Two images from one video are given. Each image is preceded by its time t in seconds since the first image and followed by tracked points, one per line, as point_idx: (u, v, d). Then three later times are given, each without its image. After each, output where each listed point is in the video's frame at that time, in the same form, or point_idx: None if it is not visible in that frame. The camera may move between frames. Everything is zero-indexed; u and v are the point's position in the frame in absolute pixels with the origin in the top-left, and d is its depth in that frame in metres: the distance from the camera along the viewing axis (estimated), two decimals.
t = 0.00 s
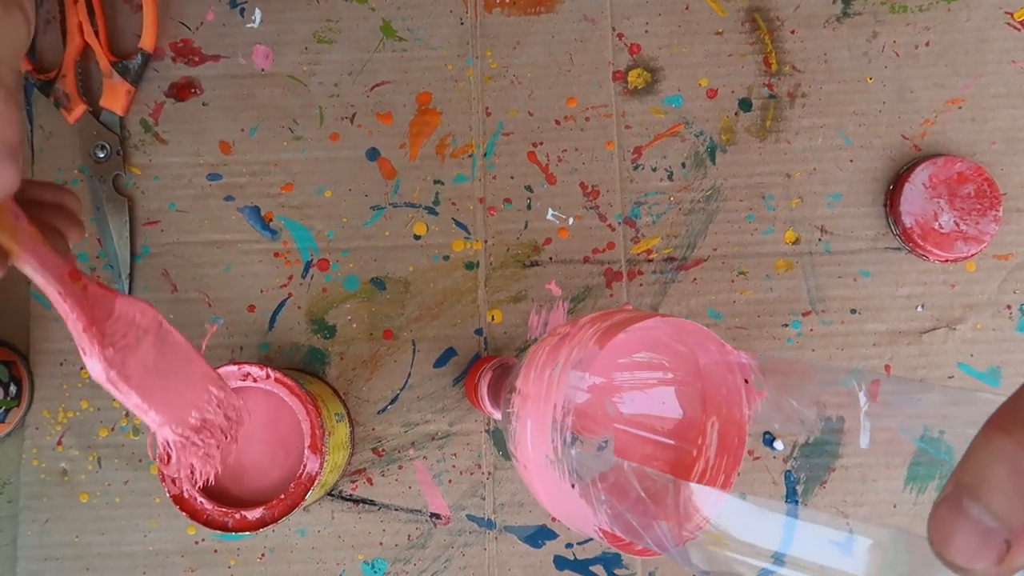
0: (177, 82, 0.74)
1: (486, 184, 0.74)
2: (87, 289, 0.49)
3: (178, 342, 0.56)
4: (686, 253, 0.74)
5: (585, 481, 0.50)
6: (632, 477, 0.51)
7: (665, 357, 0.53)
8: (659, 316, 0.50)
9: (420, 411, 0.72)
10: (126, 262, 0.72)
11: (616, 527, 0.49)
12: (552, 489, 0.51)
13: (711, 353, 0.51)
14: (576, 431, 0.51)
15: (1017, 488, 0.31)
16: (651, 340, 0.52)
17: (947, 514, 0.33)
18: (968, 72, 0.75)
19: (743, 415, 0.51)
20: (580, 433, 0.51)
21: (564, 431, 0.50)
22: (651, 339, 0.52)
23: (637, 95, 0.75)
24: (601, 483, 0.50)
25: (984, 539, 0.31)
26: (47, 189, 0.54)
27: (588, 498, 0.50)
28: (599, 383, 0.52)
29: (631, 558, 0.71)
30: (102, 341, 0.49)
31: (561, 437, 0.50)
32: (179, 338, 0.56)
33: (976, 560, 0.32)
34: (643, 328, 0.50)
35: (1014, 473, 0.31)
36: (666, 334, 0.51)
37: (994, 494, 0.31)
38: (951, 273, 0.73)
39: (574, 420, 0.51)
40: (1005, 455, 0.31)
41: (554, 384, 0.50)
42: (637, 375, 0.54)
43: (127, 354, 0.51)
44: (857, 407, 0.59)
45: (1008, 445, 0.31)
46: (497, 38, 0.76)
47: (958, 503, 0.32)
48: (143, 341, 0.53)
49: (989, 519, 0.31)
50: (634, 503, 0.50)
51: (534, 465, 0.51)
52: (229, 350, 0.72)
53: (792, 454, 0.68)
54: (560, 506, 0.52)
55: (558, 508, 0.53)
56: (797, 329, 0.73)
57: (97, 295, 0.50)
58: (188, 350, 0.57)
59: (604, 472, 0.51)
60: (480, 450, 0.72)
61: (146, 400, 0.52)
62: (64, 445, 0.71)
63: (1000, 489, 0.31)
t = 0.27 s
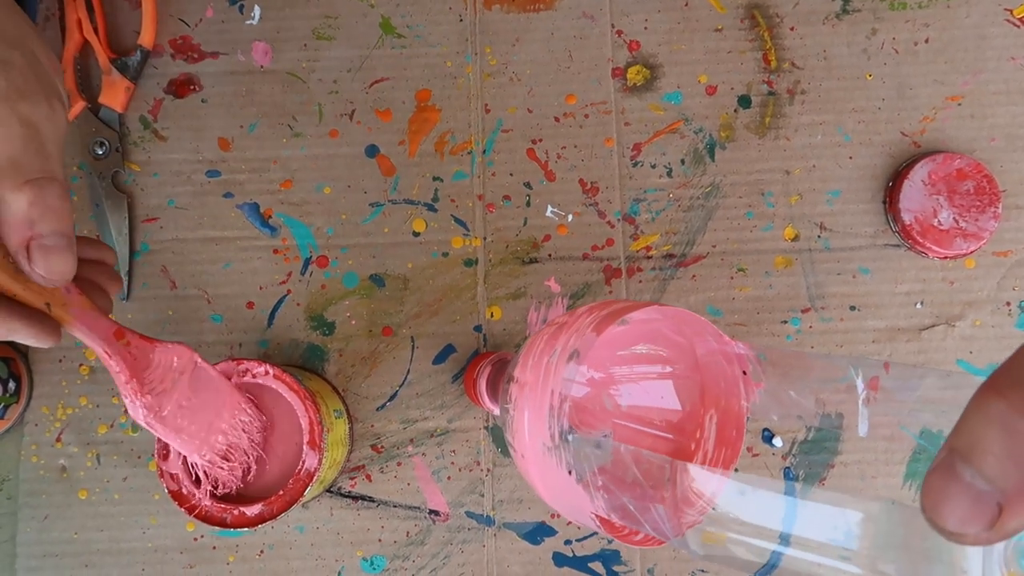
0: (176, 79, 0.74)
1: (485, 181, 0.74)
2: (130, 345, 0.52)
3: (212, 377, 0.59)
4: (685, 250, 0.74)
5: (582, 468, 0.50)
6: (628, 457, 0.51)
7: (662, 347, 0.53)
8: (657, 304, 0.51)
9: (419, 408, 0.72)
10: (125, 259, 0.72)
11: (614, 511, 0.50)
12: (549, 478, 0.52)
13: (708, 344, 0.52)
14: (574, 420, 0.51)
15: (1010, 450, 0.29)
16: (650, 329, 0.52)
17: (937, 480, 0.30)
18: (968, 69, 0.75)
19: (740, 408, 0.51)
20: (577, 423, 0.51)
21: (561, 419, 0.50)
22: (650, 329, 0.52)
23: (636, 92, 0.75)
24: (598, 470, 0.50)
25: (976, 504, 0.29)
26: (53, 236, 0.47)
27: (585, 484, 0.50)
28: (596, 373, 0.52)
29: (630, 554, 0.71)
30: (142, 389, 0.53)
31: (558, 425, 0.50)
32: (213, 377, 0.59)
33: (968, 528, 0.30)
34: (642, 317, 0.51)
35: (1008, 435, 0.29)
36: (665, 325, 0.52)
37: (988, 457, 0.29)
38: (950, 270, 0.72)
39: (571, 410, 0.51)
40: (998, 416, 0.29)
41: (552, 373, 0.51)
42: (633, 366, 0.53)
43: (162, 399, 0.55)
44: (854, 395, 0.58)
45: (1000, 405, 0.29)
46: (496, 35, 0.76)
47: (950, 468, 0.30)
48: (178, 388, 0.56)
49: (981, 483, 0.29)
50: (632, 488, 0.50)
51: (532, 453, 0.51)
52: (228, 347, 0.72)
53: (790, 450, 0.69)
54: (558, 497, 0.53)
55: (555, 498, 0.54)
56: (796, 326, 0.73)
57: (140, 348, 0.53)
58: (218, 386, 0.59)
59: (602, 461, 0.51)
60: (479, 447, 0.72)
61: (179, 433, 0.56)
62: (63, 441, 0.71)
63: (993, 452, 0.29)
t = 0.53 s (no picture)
0: (172, 77, 0.74)
1: (482, 179, 0.74)
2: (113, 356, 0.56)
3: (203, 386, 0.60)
4: (682, 248, 0.73)
5: (575, 465, 0.50)
6: (621, 456, 0.51)
7: (658, 347, 0.53)
8: (654, 303, 0.50)
9: (416, 406, 0.72)
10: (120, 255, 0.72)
11: (608, 511, 0.50)
12: (542, 476, 0.50)
13: (705, 344, 0.51)
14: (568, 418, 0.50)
15: (997, 446, 0.29)
16: (645, 328, 0.52)
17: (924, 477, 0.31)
18: (965, 66, 0.75)
19: (736, 408, 0.51)
20: (571, 421, 0.51)
21: (555, 417, 0.49)
22: (645, 328, 0.52)
23: (633, 90, 0.75)
24: (592, 468, 0.50)
25: (964, 501, 0.29)
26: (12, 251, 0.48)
27: (579, 482, 0.50)
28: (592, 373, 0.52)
29: (627, 552, 0.71)
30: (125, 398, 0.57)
31: (552, 423, 0.49)
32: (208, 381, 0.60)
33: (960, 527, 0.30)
34: (639, 314, 0.50)
35: (996, 431, 0.29)
36: (661, 325, 0.51)
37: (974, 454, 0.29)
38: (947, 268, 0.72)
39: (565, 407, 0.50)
40: (985, 411, 0.29)
41: (547, 371, 0.49)
42: (629, 365, 0.54)
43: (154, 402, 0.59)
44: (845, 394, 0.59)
45: (988, 401, 0.29)
46: (492, 33, 0.75)
47: (937, 464, 0.30)
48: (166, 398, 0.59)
49: (968, 478, 0.29)
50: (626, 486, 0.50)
51: (525, 451, 0.50)
52: (225, 345, 0.72)
53: (787, 448, 0.71)
54: (551, 495, 0.52)
55: (549, 496, 0.52)
56: (793, 324, 0.73)
57: (122, 359, 0.56)
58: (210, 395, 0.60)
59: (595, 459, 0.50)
60: (476, 445, 0.72)
61: (168, 433, 0.59)
62: (59, 439, 0.71)
63: (982, 447, 0.29)
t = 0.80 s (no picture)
0: (167, 78, 0.74)
1: (478, 181, 0.74)
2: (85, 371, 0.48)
3: (194, 400, 0.55)
4: (678, 249, 0.73)
5: (572, 466, 0.50)
6: (619, 457, 0.51)
7: (654, 347, 0.53)
8: (650, 304, 0.50)
9: (412, 408, 0.72)
10: (115, 258, 0.72)
11: (604, 511, 0.50)
12: (539, 479, 0.51)
13: (701, 344, 0.51)
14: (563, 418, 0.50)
15: (996, 443, 0.29)
16: (641, 329, 0.52)
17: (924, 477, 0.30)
18: (961, 68, 0.74)
19: (732, 408, 0.51)
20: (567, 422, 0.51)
21: (551, 418, 0.50)
22: (641, 329, 0.52)
23: (629, 91, 0.75)
24: (589, 468, 0.50)
25: (963, 499, 0.29)
26: None
27: (576, 484, 0.50)
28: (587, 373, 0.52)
29: (623, 555, 0.71)
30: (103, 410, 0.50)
31: (549, 424, 0.49)
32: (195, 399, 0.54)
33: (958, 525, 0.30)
34: (635, 315, 0.50)
35: (996, 428, 0.29)
36: (657, 325, 0.51)
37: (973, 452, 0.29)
38: (943, 270, 0.72)
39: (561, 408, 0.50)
40: (983, 409, 0.29)
41: (541, 372, 0.49)
42: (625, 366, 0.53)
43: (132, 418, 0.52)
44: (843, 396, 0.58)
45: (987, 398, 0.29)
46: (488, 34, 0.75)
47: (936, 462, 0.30)
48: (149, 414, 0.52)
49: (966, 476, 0.29)
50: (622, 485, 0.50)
51: (521, 453, 0.50)
52: (220, 347, 0.72)
53: (783, 450, 0.71)
54: (547, 496, 0.52)
55: (545, 497, 0.52)
56: (790, 326, 0.72)
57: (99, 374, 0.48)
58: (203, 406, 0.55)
59: (593, 459, 0.51)
60: (471, 447, 0.72)
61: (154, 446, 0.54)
62: (54, 442, 0.71)
63: (981, 446, 0.29)
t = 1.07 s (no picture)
0: (165, 79, 0.74)
1: (476, 181, 0.74)
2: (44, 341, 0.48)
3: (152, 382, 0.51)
4: (676, 250, 0.73)
5: (576, 471, 0.50)
6: (625, 464, 0.51)
7: (655, 349, 0.53)
8: (650, 308, 0.49)
9: (410, 409, 0.72)
10: (113, 260, 0.72)
11: (610, 516, 0.50)
12: (542, 485, 0.50)
13: (702, 346, 0.51)
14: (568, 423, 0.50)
15: (1010, 457, 0.30)
16: (642, 331, 0.51)
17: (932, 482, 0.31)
18: (960, 68, 0.74)
19: (733, 409, 0.51)
20: (571, 427, 0.51)
21: (555, 424, 0.49)
22: (641, 331, 0.51)
23: (627, 92, 0.75)
24: (593, 473, 0.50)
25: (973, 507, 0.30)
26: None
27: (581, 489, 0.50)
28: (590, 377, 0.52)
29: (622, 556, 0.71)
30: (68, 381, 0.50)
31: (553, 430, 0.49)
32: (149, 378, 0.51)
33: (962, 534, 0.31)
34: (636, 319, 0.50)
35: (1012, 443, 0.30)
36: (657, 328, 0.51)
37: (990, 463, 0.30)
38: (942, 271, 0.72)
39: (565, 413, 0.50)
40: (1003, 424, 0.31)
41: (546, 378, 0.49)
42: (626, 368, 0.53)
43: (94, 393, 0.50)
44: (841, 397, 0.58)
45: (1007, 413, 0.31)
46: (486, 35, 0.75)
47: (946, 473, 0.31)
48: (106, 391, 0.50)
49: (978, 487, 0.30)
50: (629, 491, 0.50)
51: (525, 459, 0.50)
52: (218, 349, 0.72)
53: (781, 451, 0.69)
54: (551, 502, 0.52)
55: (549, 502, 0.52)
56: (788, 327, 0.72)
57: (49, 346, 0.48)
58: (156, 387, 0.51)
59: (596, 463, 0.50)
60: (470, 448, 0.72)
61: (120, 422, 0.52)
62: (52, 444, 0.71)
63: (993, 459, 0.30)
